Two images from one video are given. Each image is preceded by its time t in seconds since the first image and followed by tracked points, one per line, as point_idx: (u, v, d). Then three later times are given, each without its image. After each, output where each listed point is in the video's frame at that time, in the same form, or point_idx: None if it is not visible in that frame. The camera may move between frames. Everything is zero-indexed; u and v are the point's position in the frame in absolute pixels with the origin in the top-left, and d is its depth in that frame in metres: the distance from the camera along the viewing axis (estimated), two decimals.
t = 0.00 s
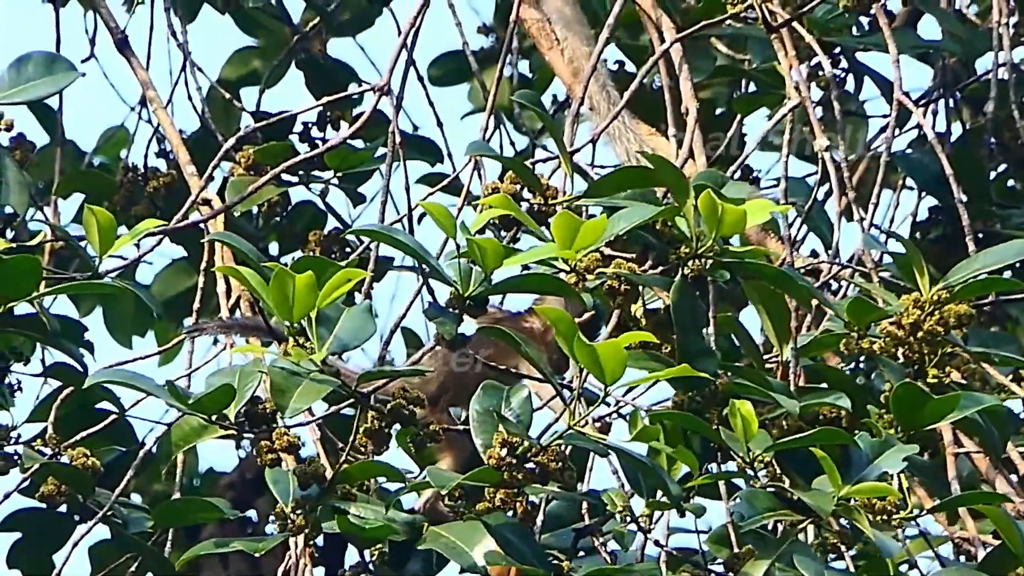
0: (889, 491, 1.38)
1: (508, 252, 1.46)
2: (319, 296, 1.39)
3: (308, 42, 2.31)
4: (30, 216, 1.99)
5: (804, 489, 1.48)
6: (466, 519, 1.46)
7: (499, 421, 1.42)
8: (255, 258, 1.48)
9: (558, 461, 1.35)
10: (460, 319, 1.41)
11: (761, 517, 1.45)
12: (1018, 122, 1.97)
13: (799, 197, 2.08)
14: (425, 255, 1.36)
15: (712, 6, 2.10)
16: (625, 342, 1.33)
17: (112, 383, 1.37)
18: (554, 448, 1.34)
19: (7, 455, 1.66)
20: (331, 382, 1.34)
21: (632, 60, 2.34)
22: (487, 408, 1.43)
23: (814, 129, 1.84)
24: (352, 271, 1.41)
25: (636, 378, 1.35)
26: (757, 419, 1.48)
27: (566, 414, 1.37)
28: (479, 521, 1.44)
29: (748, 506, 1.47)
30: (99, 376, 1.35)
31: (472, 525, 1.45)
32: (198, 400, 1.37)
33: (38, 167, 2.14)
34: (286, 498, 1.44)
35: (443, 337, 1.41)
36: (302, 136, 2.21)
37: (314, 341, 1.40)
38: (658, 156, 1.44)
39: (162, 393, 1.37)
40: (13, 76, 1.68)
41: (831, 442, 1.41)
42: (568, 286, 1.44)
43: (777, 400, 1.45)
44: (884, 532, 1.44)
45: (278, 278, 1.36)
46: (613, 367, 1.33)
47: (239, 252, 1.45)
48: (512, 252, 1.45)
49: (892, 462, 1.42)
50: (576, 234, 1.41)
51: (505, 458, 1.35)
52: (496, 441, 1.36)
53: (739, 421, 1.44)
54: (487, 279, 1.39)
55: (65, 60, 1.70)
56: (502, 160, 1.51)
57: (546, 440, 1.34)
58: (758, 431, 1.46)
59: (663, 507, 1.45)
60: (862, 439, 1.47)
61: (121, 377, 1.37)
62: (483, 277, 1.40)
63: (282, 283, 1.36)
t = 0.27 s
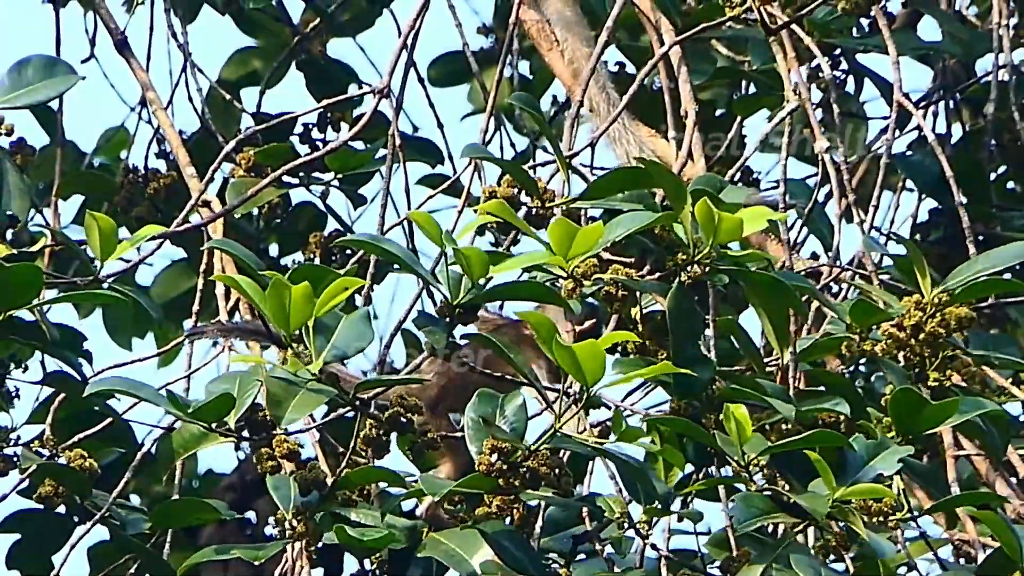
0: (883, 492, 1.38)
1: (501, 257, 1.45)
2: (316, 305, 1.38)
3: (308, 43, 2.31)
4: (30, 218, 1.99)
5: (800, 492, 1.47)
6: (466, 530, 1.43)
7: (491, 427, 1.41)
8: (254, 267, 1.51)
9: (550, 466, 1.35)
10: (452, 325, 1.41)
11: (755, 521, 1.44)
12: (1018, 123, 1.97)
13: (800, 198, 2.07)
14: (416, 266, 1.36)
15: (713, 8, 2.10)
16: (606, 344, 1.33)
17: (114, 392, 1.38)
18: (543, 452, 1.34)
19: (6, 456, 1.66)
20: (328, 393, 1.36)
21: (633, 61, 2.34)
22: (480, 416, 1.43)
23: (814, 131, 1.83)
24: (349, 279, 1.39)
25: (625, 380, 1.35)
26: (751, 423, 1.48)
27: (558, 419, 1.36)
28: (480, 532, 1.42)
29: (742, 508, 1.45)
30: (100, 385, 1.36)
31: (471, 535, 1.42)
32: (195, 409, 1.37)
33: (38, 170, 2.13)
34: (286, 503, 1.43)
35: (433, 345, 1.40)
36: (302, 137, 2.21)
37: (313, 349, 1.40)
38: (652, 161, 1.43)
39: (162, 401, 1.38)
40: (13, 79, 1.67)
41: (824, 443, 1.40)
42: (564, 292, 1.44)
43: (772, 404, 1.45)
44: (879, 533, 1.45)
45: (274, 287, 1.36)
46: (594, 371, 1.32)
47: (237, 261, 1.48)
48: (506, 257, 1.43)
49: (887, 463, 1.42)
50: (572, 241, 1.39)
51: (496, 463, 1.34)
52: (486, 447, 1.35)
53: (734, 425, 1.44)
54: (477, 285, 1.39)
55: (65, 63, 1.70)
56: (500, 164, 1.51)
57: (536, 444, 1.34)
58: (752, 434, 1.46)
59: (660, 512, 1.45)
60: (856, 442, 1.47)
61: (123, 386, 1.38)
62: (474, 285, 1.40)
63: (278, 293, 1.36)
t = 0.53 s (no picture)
0: (880, 491, 1.38)
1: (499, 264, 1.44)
2: (309, 320, 1.39)
3: (305, 46, 2.31)
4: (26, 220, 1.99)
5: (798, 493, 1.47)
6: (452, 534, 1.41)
7: (491, 433, 1.41)
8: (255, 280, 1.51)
9: (550, 471, 1.36)
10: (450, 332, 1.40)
11: (753, 523, 1.43)
12: (1015, 128, 1.97)
13: (797, 202, 2.07)
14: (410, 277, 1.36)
15: (710, 11, 2.10)
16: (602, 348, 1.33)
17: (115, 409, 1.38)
18: (543, 458, 1.34)
19: (2, 460, 1.66)
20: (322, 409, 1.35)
21: (630, 65, 2.34)
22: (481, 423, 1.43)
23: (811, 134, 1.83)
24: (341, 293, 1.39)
25: (620, 382, 1.35)
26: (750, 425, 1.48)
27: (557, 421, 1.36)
28: (466, 538, 1.40)
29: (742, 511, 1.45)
30: (100, 403, 1.36)
31: (456, 541, 1.40)
32: (195, 424, 1.37)
33: (35, 171, 2.14)
34: (294, 516, 1.39)
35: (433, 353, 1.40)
36: (299, 141, 2.21)
37: (307, 363, 1.40)
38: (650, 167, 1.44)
39: (160, 418, 1.38)
40: (9, 82, 1.67)
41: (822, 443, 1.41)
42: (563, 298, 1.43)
43: (769, 405, 1.46)
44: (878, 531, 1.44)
45: (265, 304, 1.36)
46: (592, 374, 1.32)
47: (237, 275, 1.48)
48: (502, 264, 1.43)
49: (883, 461, 1.42)
50: (570, 247, 1.40)
51: (497, 469, 1.35)
52: (486, 454, 1.35)
53: (730, 428, 1.45)
54: (473, 291, 1.38)
55: (61, 66, 1.69)
56: (496, 171, 1.51)
57: (535, 449, 1.34)
58: (750, 437, 1.45)
59: (661, 517, 1.45)
60: (853, 440, 1.46)
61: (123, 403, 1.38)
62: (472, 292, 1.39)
63: (270, 310, 1.37)
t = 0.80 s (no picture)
0: (882, 492, 1.37)
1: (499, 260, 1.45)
2: (310, 311, 1.38)
3: (301, 48, 2.30)
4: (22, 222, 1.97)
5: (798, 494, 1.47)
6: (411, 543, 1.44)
7: (490, 432, 1.41)
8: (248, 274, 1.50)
9: (549, 471, 1.36)
10: (449, 331, 1.41)
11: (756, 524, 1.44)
12: (1010, 131, 1.97)
13: (792, 205, 2.08)
14: (413, 269, 1.36)
15: (705, 15, 2.10)
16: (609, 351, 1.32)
17: (112, 403, 1.38)
18: (543, 458, 1.35)
19: None
20: (324, 398, 1.34)
21: (625, 68, 2.34)
22: (478, 422, 1.43)
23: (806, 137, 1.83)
24: (343, 286, 1.40)
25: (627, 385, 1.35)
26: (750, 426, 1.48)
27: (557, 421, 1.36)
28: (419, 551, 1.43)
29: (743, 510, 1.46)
30: (96, 397, 1.36)
31: (411, 551, 1.43)
32: (194, 418, 1.37)
33: (30, 174, 2.13)
34: (286, 511, 1.43)
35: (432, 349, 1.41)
36: (294, 143, 2.21)
37: (307, 355, 1.40)
38: (649, 165, 1.44)
39: (157, 411, 1.38)
40: (5, 83, 1.67)
41: (823, 443, 1.41)
42: (559, 295, 1.45)
43: (770, 406, 1.45)
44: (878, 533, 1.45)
45: (268, 294, 1.36)
46: (598, 380, 1.32)
47: (232, 267, 1.47)
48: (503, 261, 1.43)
49: (885, 463, 1.42)
50: (569, 243, 1.40)
51: (496, 469, 1.35)
52: (486, 453, 1.36)
53: (732, 427, 1.44)
54: (475, 288, 1.39)
55: (56, 68, 1.69)
56: (494, 169, 1.52)
57: (537, 450, 1.35)
58: (751, 436, 1.46)
59: (657, 516, 1.45)
60: (854, 441, 1.46)
61: (121, 397, 1.38)
62: (473, 288, 1.39)
63: (272, 299, 1.36)
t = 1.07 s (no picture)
0: (879, 495, 1.38)
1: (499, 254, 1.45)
2: (309, 300, 1.39)
3: (297, 53, 2.30)
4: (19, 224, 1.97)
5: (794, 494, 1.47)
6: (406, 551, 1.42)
7: (490, 424, 1.42)
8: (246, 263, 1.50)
9: (548, 464, 1.36)
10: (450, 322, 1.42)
11: (753, 520, 1.45)
12: (1007, 135, 1.97)
13: (788, 210, 2.08)
14: (415, 257, 1.36)
15: (701, 20, 2.10)
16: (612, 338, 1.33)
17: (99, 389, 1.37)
18: (542, 449, 1.35)
19: None
20: (322, 384, 1.34)
21: (621, 73, 2.34)
22: (476, 413, 1.43)
23: (803, 141, 1.84)
24: (344, 274, 1.39)
25: (627, 375, 1.35)
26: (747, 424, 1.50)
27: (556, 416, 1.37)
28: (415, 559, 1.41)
29: (737, 509, 1.47)
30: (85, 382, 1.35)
31: (407, 559, 1.41)
32: (183, 403, 1.36)
33: (27, 179, 2.13)
34: (272, 504, 1.43)
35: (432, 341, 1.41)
36: (291, 147, 2.21)
37: (305, 343, 1.40)
38: (649, 161, 1.44)
39: (149, 398, 1.37)
40: (2, 87, 1.67)
41: (821, 446, 1.40)
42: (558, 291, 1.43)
43: (767, 406, 1.44)
44: (873, 537, 1.45)
45: (269, 280, 1.36)
46: (600, 364, 1.32)
47: (227, 256, 1.47)
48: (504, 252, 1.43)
49: (882, 467, 1.40)
50: (569, 238, 1.40)
51: (494, 460, 1.36)
52: (485, 443, 1.37)
53: (731, 425, 1.43)
54: (477, 281, 1.39)
55: (53, 71, 1.69)
56: (494, 166, 1.51)
57: (535, 441, 1.35)
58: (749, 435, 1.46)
59: (653, 511, 1.44)
60: (853, 444, 1.46)
61: (110, 384, 1.37)
62: (474, 280, 1.39)
63: (272, 285, 1.37)
